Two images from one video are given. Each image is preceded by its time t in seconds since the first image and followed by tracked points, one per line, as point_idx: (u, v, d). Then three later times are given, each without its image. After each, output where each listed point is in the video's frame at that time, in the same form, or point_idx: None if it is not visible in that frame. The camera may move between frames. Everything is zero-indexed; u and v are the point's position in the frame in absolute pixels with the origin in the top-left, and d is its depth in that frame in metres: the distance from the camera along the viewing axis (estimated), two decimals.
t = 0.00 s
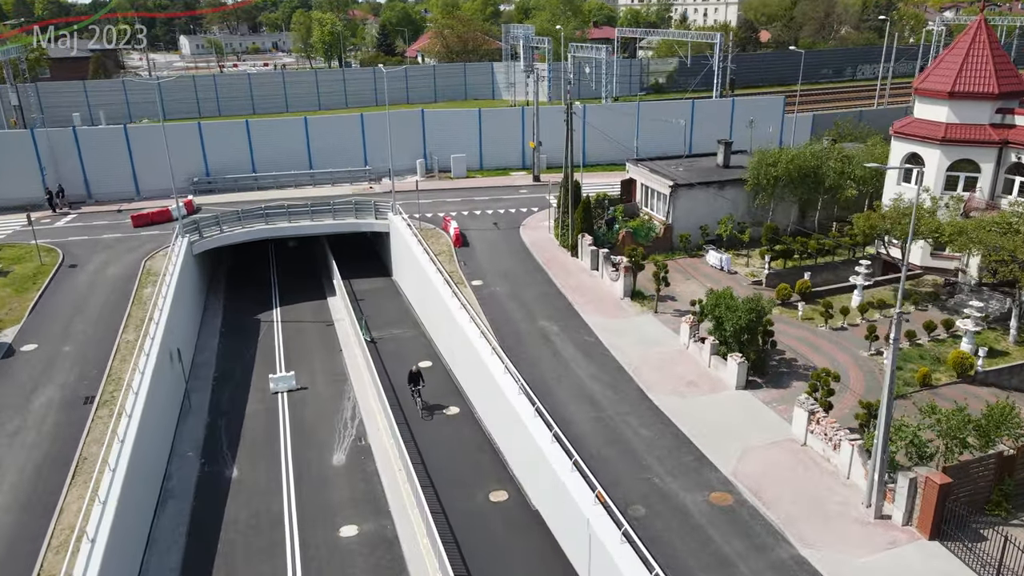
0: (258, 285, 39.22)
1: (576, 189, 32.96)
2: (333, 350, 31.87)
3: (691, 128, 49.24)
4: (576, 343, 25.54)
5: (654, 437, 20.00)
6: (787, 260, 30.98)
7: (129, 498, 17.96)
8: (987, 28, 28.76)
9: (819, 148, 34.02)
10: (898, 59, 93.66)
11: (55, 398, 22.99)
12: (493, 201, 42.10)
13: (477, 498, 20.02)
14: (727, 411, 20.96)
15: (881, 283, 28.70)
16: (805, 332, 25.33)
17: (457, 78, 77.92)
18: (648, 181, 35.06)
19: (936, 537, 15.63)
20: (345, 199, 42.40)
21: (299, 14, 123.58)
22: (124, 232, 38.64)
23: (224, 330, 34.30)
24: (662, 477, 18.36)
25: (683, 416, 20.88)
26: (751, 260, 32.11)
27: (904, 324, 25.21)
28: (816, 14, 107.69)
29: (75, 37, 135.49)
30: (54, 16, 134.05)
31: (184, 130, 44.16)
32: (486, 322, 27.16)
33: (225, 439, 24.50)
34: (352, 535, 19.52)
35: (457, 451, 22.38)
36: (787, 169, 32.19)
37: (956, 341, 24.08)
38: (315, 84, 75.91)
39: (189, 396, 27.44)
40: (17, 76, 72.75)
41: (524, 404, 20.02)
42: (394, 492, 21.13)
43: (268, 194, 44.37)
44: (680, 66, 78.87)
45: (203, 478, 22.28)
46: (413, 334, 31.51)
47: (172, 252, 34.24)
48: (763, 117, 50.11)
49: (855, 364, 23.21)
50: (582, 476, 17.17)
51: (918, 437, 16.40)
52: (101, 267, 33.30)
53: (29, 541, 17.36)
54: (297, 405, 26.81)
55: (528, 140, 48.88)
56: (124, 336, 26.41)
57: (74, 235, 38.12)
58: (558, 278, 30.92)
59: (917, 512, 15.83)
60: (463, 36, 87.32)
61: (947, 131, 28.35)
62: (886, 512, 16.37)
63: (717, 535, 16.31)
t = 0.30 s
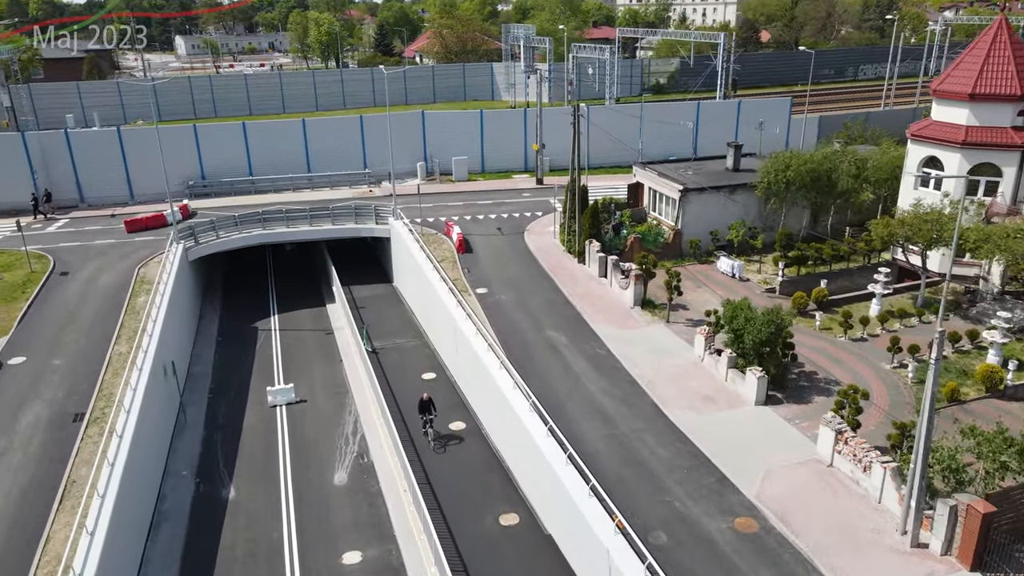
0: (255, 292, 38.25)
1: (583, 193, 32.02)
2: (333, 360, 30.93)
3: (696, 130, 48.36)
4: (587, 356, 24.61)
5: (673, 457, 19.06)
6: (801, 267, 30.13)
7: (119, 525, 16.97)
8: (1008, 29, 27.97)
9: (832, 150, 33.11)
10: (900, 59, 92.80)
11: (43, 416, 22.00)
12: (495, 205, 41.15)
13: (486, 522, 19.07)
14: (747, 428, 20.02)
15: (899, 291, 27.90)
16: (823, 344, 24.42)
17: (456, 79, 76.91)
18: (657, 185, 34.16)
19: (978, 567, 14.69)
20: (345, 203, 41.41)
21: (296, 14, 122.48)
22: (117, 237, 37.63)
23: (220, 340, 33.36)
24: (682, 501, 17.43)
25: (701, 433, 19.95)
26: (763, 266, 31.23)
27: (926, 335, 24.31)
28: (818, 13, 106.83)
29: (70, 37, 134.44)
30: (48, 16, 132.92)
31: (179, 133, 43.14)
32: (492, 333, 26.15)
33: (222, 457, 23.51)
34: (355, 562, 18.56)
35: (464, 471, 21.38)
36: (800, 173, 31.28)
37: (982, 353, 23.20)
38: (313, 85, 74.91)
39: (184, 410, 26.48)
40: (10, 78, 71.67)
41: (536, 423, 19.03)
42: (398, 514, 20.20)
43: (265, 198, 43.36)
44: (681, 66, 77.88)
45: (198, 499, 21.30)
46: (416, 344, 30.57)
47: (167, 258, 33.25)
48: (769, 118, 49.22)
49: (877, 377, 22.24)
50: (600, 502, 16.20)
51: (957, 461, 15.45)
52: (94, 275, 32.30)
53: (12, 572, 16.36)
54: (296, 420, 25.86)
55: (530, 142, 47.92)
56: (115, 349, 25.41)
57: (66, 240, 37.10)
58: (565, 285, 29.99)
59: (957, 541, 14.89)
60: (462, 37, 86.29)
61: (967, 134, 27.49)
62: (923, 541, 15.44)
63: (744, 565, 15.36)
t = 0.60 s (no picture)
0: (253, 299, 37.29)
1: (591, 197, 31.07)
2: (333, 371, 29.96)
3: (703, 132, 47.43)
4: (598, 369, 23.64)
5: (692, 479, 18.08)
6: (816, 275, 29.23)
7: (107, 555, 15.98)
8: None
9: (847, 153, 32.17)
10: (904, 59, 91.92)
11: (29, 434, 21.01)
12: (499, 209, 40.21)
13: (497, 548, 18.09)
14: (770, 448, 19.06)
15: (919, 300, 27.01)
16: (844, 357, 23.46)
17: (457, 80, 76.02)
18: (666, 189, 33.22)
19: None
20: (344, 208, 40.41)
21: (295, 14, 121.36)
22: (110, 243, 36.60)
23: (217, 349, 32.40)
24: (704, 527, 16.45)
25: (721, 453, 19.00)
26: (777, 273, 30.30)
27: (950, 347, 23.41)
28: (821, 13, 105.88)
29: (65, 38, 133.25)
30: (44, 17, 131.88)
31: (175, 135, 42.15)
32: (499, 345, 25.17)
33: (218, 476, 22.53)
34: None
35: (473, 492, 20.38)
36: (814, 177, 30.33)
37: (1009, 366, 22.31)
38: (311, 86, 73.99)
39: (178, 425, 25.48)
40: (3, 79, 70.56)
41: (549, 443, 18.07)
42: (404, 539, 19.24)
43: (263, 202, 42.40)
44: (684, 66, 76.92)
45: (193, 522, 20.32)
46: (419, 353, 29.60)
47: (161, 265, 32.27)
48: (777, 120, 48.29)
49: (903, 392, 21.30)
50: (619, 531, 15.24)
51: (1001, 491, 14.58)
52: (86, 283, 31.30)
53: None
54: (295, 435, 24.90)
55: (534, 144, 46.98)
56: (107, 362, 24.43)
57: (58, 246, 36.10)
58: (573, 294, 29.04)
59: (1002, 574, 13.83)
60: (462, 37, 85.28)
61: (991, 137, 26.55)
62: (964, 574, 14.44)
63: None
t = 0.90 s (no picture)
0: (249, 307, 36.32)
1: (598, 203, 30.09)
2: (332, 383, 28.98)
3: (709, 134, 46.48)
4: (608, 384, 22.68)
5: (711, 505, 17.12)
6: (832, 283, 28.32)
7: None
8: None
9: (861, 156, 31.20)
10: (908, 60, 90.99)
11: (13, 455, 20.04)
12: (502, 214, 39.24)
13: None
14: (793, 469, 18.10)
15: (940, 311, 26.08)
16: (865, 371, 22.44)
17: (456, 81, 75.06)
18: (675, 194, 32.26)
19: None
20: (343, 213, 39.43)
21: (292, 14, 120.33)
22: (102, 249, 35.58)
23: (212, 360, 31.46)
24: (727, 559, 15.48)
25: (741, 476, 18.03)
26: (790, 282, 29.33)
27: (976, 361, 22.50)
28: (824, 13, 104.76)
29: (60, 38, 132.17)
30: (40, 17, 130.90)
31: (169, 138, 41.16)
32: (505, 358, 24.16)
33: (211, 497, 21.56)
34: None
35: (480, 517, 19.34)
36: (829, 182, 29.39)
37: None
38: (309, 87, 73.01)
39: (170, 441, 24.50)
40: None
41: (560, 467, 17.10)
42: (407, 568, 18.25)
43: (260, 207, 41.40)
44: (686, 67, 75.97)
45: (184, 548, 19.34)
46: (421, 365, 28.62)
47: (155, 273, 31.27)
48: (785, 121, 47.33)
49: (928, 409, 20.31)
50: (637, 566, 14.28)
51: None
52: (76, 292, 30.30)
53: None
54: (292, 453, 23.91)
55: (537, 147, 46.01)
56: (96, 376, 23.44)
57: (49, 253, 35.09)
58: (580, 303, 28.06)
59: None
60: (461, 37, 84.28)
61: (1014, 142, 25.61)
62: None
63: None
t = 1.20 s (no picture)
0: (246, 316, 35.37)
1: (605, 209, 29.09)
2: (332, 396, 28.01)
3: (716, 137, 45.52)
4: (619, 400, 21.73)
5: (732, 534, 16.16)
6: (848, 293, 27.38)
7: None
8: None
9: (876, 160, 30.21)
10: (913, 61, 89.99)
11: None
12: (506, 219, 38.28)
13: None
14: (819, 496, 17.11)
15: (962, 322, 25.16)
16: (889, 388, 21.44)
17: (457, 82, 74.06)
18: (685, 200, 31.29)
19: None
20: (343, 218, 38.45)
21: (291, 13, 119.22)
22: (94, 256, 34.60)
23: (207, 371, 30.50)
24: None
25: (765, 503, 17.04)
26: (805, 290, 28.33)
27: (1003, 377, 21.58)
28: (828, 13, 103.73)
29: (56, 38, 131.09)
30: (37, 17, 129.84)
31: (164, 141, 40.21)
32: (511, 372, 23.18)
33: (204, 520, 20.59)
34: None
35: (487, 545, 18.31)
36: (844, 188, 28.43)
37: None
38: (308, 88, 72.00)
39: (163, 459, 23.53)
40: None
41: (574, 494, 16.12)
42: None
43: (257, 212, 40.41)
44: (690, 67, 74.97)
45: None
46: (423, 377, 27.64)
47: (148, 281, 30.28)
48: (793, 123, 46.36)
49: (959, 431, 19.27)
50: None
51: None
52: (66, 301, 29.34)
53: None
54: (290, 471, 22.93)
55: (540, 150, 45.06)
56: (84, 392, 22.47)
57: (39, 260, 34.11)
58: (588, 313, 27.06)
59: None
60: (462, 37, 83.26)
61: None
62: None
63: None
